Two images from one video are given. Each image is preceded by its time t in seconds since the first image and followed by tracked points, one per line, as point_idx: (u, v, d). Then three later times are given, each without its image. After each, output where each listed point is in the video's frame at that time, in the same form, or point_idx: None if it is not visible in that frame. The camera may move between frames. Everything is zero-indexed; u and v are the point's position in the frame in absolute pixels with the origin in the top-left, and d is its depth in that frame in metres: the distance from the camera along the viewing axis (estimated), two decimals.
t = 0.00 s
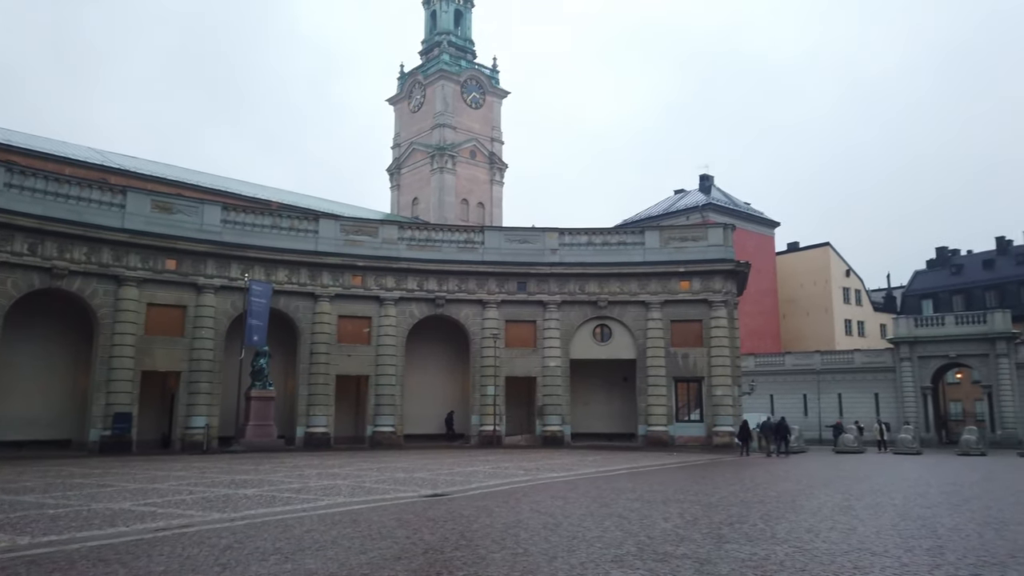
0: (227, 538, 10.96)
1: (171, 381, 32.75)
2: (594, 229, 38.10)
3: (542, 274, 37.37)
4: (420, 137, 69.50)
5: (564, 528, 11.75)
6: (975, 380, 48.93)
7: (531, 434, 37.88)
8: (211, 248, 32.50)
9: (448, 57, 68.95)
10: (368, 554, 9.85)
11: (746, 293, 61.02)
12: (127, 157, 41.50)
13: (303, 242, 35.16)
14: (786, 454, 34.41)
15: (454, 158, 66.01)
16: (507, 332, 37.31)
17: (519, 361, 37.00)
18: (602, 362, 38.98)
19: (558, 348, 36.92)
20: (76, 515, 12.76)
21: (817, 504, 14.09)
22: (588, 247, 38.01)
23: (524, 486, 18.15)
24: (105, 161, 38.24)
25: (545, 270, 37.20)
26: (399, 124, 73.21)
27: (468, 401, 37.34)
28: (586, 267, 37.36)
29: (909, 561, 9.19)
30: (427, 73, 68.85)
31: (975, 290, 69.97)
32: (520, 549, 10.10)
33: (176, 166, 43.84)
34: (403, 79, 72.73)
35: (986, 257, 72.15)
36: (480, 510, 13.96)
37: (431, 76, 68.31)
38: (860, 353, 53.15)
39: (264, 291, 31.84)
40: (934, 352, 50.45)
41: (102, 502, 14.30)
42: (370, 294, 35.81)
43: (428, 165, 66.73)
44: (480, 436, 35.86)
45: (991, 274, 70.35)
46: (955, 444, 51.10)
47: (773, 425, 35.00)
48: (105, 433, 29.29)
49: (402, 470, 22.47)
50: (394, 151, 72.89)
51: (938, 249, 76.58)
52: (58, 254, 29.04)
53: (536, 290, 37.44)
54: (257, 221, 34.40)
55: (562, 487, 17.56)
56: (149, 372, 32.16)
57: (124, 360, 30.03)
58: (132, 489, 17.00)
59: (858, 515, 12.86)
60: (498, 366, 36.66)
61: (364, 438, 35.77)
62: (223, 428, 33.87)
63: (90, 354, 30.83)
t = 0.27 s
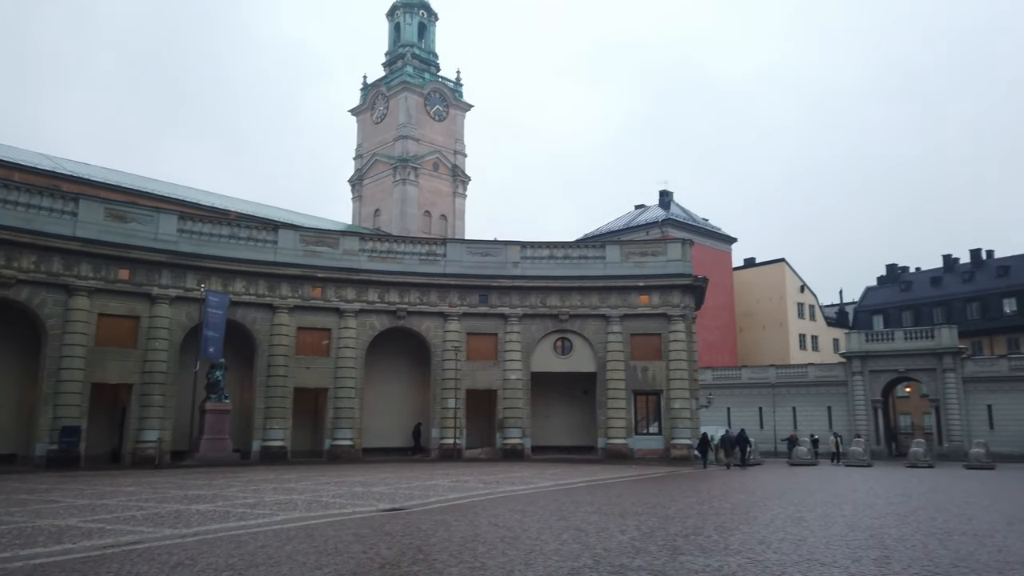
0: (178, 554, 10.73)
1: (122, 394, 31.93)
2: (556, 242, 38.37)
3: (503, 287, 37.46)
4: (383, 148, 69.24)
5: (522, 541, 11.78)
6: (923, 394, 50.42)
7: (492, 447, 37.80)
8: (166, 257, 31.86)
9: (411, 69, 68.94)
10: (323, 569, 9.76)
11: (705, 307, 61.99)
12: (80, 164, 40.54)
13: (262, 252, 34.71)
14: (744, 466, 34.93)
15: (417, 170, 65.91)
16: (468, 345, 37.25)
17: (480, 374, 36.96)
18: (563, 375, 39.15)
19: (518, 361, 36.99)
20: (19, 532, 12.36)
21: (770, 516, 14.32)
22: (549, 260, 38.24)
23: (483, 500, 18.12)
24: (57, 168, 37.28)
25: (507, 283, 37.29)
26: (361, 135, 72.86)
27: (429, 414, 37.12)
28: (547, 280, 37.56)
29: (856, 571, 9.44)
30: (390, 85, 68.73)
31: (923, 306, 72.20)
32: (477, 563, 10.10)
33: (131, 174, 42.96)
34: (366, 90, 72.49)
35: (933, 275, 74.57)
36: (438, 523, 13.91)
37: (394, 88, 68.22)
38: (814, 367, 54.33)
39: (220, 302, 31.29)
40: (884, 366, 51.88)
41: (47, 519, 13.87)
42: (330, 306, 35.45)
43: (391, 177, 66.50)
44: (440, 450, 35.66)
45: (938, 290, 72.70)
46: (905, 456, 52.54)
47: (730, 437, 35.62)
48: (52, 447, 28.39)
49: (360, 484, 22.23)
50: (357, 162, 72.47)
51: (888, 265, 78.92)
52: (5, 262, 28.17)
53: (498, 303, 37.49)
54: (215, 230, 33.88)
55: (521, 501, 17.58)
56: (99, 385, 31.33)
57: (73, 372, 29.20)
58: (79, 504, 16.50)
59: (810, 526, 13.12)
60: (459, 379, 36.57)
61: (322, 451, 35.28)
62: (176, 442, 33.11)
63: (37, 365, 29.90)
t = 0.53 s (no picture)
0: None
1: (69, 410, 30.96)
2: (517, 258, 38.51)
3: (464, 302, 37.41)
4: (344, 161, 68.81)
5: (479, 558, 11.73)
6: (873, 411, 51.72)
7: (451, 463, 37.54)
8: (118, 269, 31.10)
9: (374, 83, 68.80)
10: None
11: (664, 324, 62.75)
12: (29, 172, 39.45)
13: (218, 265, 34.14)
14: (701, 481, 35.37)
15: (378, 184, 65.63)
16: (428, 360, 37.06)
17: (439, 390, 36.76)
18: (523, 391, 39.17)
19: (479, 377, 36.91)
20: None
21: (724, 531, 14.52)
22: (510, 276, 38.34)
23: (441, 517, 17.99)
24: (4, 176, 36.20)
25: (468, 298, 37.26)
26: (322, 148, 72.32)
27: (387, 430, 36.76)
28: (508, 296, 37.63)
29: None
30: (352, 98, 68.46)
31: (873, 324, 74.25)
32: None
33: (83, 183, 41.93)
34: (328, 103, 72.08)
35: (883, 295, 76.71)
36: (394, 541, 13.77)
37: (357, 101, 67.96)
38: (769, 384, 55.31)
39: (174, 316, 30.62)
40: (836, 384, 53.12)
41: None
42: (288, 320, 34.97)
43: (352, 190, 66.08)
44: (398, 466, 35.30)
45: (887, 309, 74.87)
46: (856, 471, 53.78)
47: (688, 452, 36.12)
48: None
49: (316, 502, 21.87)
50: (317, 174, 71.85)
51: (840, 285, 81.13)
52: None
53: (458, 318, 37.42)
54: (170, 242, 33.23)
55: (479, 517, 17.50)
56: (44, 400, 30.31)
57: (17, 387, 28.23)
58: (21, 524, 15.90)
59: (761, 541, 13.34)
60: (419, 395, 36.32)
61: (277, 468, 34.64)
62: (125, 460, 32.15)
63: None
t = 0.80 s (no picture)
0: None
1: (15, 423, 29.95)
2: (480, 271, 38.53)
3: (426, 314, 37.26)
4: (306, 171, 68.17)
5: (436, 572, 11.67)
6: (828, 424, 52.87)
7: (411, 477, 37.22)
8: (69, 278, 30.28)
9: (337, 94, 68.43)
10: None
11: (625, 337, 63.30)
12: None
13: (174, 274, 33.53)
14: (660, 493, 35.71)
15: (341, 195, 65.18)
16: (389, 373, 36.77)
17: (400, 402, 36.48)
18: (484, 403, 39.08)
19: (440, 389, 36.73)
20: None
21: (680, 543, 14.68)
22: (473, 288, 38.33)
23: (399, 530, 17.84)
24: None
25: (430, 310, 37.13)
26: (284, 157, 71.57)
27: (347, 443, 36.32)
28: (471, 308, 37.60)
29: None
30: (315, 108, 67.96)
31: (827, 339, 75.96)
32: None
33: (33, 189, 40.84)
34: (291, 112, 71.44)
35: (837, 310, 78.57)
36: (351, 555, 13.63)
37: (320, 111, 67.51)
38: (727, 397, 56.10)
39: (127, 326, 29.87)
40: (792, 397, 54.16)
41: None
42: (246, 331, 34.41)
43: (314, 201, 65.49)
44: (357, 480, 34.90)
45: (841, 324, 76.69)
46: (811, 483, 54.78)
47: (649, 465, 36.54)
48: None
49: (271, 516, 21.48)
50: (278, 184, 71.03)
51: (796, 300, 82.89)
52: None
53: (420, 330, 37.24)
54: (124, 251, 32.54)
55: (437, 531, 17.41)
56: None
57: None
58: None
59: (716, 552, 13.52)
60: (379, 407, 36.00)
61: (233, 482, 33.96)
62: (73, 474, 31.19)
63: None
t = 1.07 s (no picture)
0: None
1: None
2: (434, 276, 38.43)
3: (379, 319, 36.99)
4: (258, 172, 67.10)
5: None
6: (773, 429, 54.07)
7: (361, 483, 36.85)
8: (6, 278, 29.19)
9: (291, 95, 67.58)
10: None
11: (578, 343, 63.83)
12: None
13: (119, 276, 32.68)
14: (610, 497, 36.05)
15: (294, 197, 64.33)
16: (341, 377, 36.38)
17: (351, 407, 36.11)
18: (437, 409, 38.95)
19: (392, 394, 36.48)
20: None
21: (626, 547, 14.89)
22: (427, 293, 38.21)
23: (347, 537, 17.68)
24: None
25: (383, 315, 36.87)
26: (235, 157, 70.32)
27: (296, 449, 35.80)
28: (424, 313, 37.47)
29: None
30: (269, 109, 66.99)
31: (774, 347, 77.83)
32: None
33: None
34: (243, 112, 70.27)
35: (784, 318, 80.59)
36: (297, 562, 13.46)
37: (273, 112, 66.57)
38: (677, 403, 56.96)
39: (68, 328, 28.92)
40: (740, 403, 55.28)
41: None
42: (193, 335, 33.67)
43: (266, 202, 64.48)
44: (306, 486, 34.43)
45: (787, 332, 78.66)
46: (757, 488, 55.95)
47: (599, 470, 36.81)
48: None
49: (215, 524, 21.05)
50: (229, 185, 69.73)
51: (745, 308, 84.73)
52: None
53: (373, 335, 36.94)
54: (66, 251, 31.58)
55: (385, 537, 17.31)
56: None
57: None
58: None
59: (661, 555, 13.75)
60: (330, 413, 35.59)
61: (177, 489, 33.15)
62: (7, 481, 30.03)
63: None
